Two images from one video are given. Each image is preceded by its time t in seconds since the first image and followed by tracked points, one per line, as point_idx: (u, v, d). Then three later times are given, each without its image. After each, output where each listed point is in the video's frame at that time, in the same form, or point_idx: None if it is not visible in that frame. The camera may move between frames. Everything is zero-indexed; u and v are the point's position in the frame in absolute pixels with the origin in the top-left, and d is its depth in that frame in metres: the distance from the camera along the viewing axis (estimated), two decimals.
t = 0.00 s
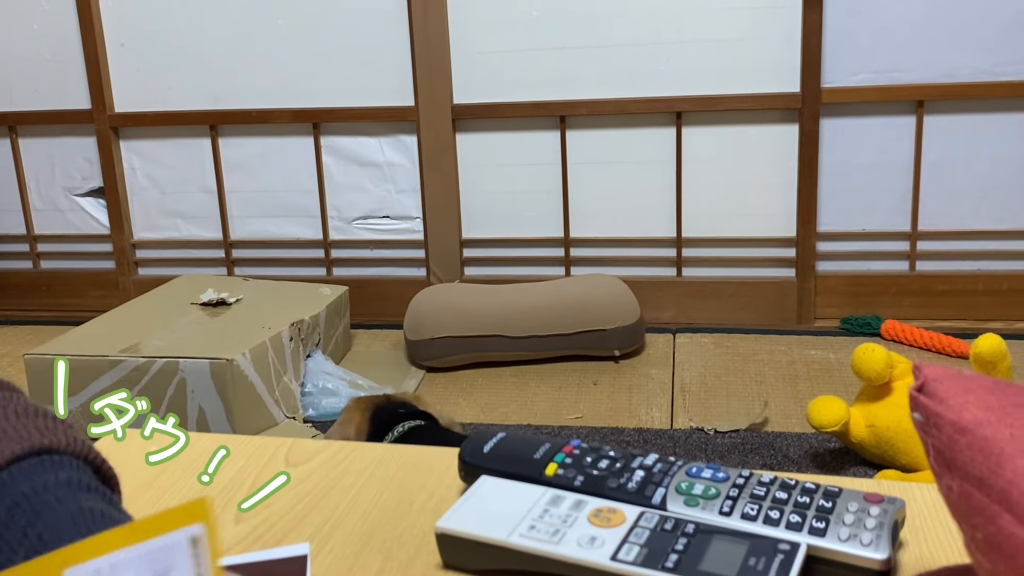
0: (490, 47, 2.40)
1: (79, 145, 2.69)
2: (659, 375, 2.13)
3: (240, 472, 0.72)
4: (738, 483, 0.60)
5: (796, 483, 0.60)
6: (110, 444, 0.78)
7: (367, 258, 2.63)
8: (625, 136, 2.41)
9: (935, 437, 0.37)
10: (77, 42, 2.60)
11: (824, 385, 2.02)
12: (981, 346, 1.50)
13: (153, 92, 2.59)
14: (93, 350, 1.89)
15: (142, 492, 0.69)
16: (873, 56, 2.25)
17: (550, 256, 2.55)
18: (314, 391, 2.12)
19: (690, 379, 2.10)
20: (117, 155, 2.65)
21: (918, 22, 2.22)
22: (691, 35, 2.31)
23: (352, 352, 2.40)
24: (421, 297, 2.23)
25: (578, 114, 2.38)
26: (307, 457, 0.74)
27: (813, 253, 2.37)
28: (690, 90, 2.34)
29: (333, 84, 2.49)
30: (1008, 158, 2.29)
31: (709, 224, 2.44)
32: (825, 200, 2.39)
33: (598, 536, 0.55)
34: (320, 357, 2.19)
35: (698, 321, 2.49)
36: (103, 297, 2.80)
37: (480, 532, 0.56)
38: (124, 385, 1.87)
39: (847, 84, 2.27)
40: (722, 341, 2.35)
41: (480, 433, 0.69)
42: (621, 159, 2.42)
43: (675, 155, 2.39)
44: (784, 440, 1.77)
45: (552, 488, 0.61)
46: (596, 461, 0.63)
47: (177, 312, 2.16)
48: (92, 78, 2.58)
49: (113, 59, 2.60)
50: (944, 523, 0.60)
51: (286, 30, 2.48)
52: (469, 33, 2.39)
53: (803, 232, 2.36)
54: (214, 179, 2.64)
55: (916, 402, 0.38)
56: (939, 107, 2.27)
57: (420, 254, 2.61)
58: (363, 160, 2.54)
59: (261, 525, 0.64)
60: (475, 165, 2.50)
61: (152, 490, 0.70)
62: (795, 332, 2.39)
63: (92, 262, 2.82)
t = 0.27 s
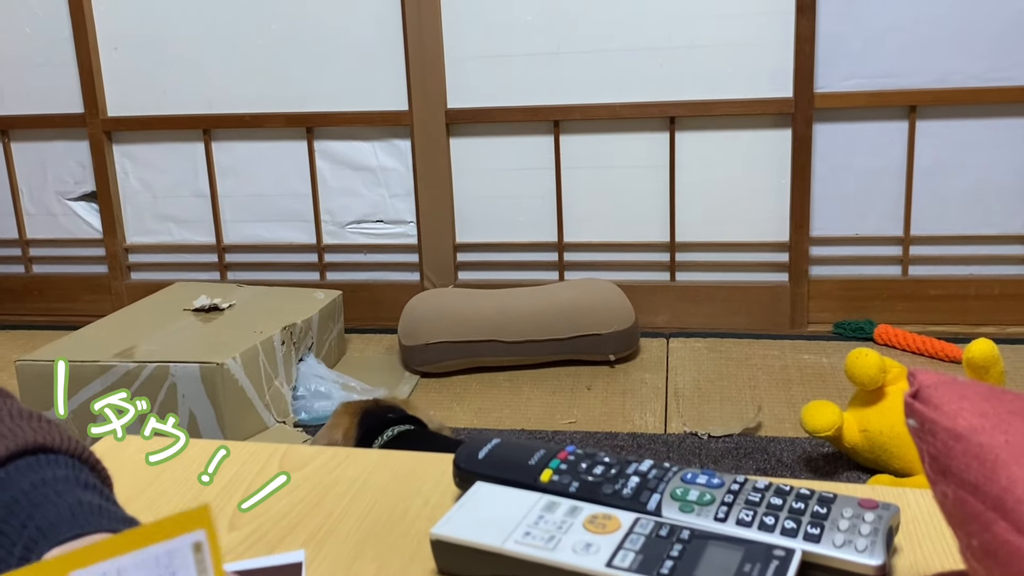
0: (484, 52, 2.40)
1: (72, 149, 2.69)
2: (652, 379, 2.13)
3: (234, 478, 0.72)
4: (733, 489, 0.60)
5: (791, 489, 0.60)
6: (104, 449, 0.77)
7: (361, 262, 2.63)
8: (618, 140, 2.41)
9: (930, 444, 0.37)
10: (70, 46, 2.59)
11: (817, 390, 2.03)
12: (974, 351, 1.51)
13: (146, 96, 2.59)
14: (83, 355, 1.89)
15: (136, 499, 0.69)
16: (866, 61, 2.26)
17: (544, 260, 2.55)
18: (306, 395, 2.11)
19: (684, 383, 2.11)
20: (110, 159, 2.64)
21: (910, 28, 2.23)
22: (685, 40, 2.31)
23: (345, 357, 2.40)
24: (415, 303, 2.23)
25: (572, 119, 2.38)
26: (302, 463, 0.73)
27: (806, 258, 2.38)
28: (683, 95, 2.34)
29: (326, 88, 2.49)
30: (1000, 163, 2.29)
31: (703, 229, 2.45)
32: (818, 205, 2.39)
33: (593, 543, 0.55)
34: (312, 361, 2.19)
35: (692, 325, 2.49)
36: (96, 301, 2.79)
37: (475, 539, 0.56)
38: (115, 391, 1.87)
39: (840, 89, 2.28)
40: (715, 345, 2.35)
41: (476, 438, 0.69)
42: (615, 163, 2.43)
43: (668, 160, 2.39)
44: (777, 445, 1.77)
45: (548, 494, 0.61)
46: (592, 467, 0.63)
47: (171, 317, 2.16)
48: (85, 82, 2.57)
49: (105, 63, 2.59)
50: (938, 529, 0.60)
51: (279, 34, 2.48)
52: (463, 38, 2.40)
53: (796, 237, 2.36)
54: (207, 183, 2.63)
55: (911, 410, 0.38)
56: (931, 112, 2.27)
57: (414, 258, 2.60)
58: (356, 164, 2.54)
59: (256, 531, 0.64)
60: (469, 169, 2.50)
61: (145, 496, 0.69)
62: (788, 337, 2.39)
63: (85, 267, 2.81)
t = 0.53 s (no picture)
0: (477, 57, 2.40)
1: (63, 153, 2.68)
2: (645, 384, 2.13)
3: (226, 485, 0.71)
4: (728, 496, 0.60)
5: (785, 496, 0.60)
6: (94, 455, 0.77)
7: (353, 267, 2.62)
8: (611, 145, 2.41)
9: (925, 451, 0.37)
10: (61, 49, 2.58)
11: (809, 395, 2.03)
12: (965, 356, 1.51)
13: (137, 99, 2.58)
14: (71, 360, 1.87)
15: (128, 505, 0.69)
16: (857, 67, 2.26)
17: (536, 265, 2.55)
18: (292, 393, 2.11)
19: (677, 388, 2.11)
20: (101, 163, 2.63)
21: (902, 33, 2.24)
22: (677, 45, 2.32)
23: (335, 358, 2.40)
24: (408, 307, 2.23)
25: (565, 124, 2.39)
26: (295, 470, 0.73)
27: (798, 263, 2.39)
28: (676, 101, 2.34)
29: (319, 92, 2.49)
30: (991, 169, 2.30)
31: (695, 234, 2.45)
32: (810, 210, 2.40)
33: (588, 550, 0.54)
34: (299, 358, 2.19)
35: (684, 330, 2.49)
36: (86, 306, 2.78)
37: (469, 547, 0.56)
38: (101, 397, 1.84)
39: (832, 94, 2.28)
40: (708, 350, 2.35)
41: (470, 445, 0.69)
42: (607, 168, 2.43)
43: (661, 165, 2.40)
44: (770, 450, 1.77)
45: (542, 501, 0.61)
46: (586, 474, 0.63)
47: (159, 321, 2.15)
48: (76, 86, 2.57)
49: (96, 66, 2.59)
50: (933, 536, 0.60)
51: (271, 38, 2.48)
52: (457, 43, 2.40)
53: (788, 242, 2.37)
54: (199, 187, 2.63)
55: (906, 416, 0.38)
56: (922, 117, 2.28)
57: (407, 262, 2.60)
58: (349, 168, 2.53)
59: (249, 538, 0.64)
60: (462, 174, 2.50)
61: (136, 503, 0.69)
62: (781, 342, 2.39)
63: (76, 271, 2.80)
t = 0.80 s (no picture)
0: (468, 60, 2.40)
1: (51, 156, 2.66)
2: (635, 389, 2.13)
3: (215, 491, 0.71)
4: (720, 501, 0.60)
5: (778, 501, 0.60)
6: (82, 461, 0.76)
7: (343, 271, 2.62)
8: (601, 149, 2.41)
9: (918, 455, 0.37)
10: (50, 52, 2.57)
11: (799, 399, 2.03)
12: (955, 361, 1.51)
13: (126, 103, 2.57)
14: (59, 366, 1.85)
15: (116, 511, 0.68)
16: (847, 72, 2.27)
17: (527, 269, 2.55)
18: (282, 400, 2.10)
19: (667, 393, 2.10)
20: (90, 166, 2.62)
21: (891, 38, 2.25)
22: (668, 50, 2.32)
23: (326, 364, 2.39)
24: (398, 311, 2.22)
25: (556, 128, 2.39)
26: (284, 475, 0.73)
27: (788, 267, 2.39)
28: (666, 105, 2.35)
29: (309, 96, 2.48)
30: (980, 174, 2.31)
31: (686, 238, 2.45)
32: (799, 215, 2.40)
33: (580, 556, 0.54)
34: (289, 363, 2.18)
35: (675, 334, 2.49)
36: (74, 310, 2.76)
37: (459, 552, 0.56)
38: (90, 403, 1.83)
39: (821, 99, 2.29)
40: (698, 354, 2.35)
41: (461, 450, 0.69)
42: (597, 171, 2.43)
43: (651, 169, 2.40)
44: (761, 454, 1.77)
45: (534, 506, 0.61)
46: (577, 479, 0.63)
47: (148, 326, 2.14)
48: (64, 89, 2.55)
49: (85, 69, 2.57)
50: (924, 541, 0.60)
51: (262, 41, 2.47)
52: (447, 46, 2.40)
53: (778, 246, 2.37)
54: (188, 191, 2.62)
55: (899, 421, 0.38)
56: (911, 122, 2.29)
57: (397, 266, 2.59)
58: (339, 172, 2.53)
59: (238, 544, 0.63)
60: (452, 178, 2.49)
61: (124, 509, 0.68)
62: (771, 346, 2.40)
63: (64, 275, 2.78)
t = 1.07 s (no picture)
0: (456, 64, 2.40)
1: (37, 159, 2.65)
2: (623, 393, 2.13)
3: (203, 496, 0.70)
4: (709, 507, 0.60)
5: (767, 506, 0.60)
6: (69, 466, 0.76)
7: (331, 275, 2.61)
8: (589, 153, 2.42)
9: (911, 449, 0.37)
10: (36, 54, 2.56)
11: (786, 403, 2.04)
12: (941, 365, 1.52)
13: (113, 105, 2.56)
14: (44, 370, 1.84)
15: (103, 517, 0.67)
16: (834, 77, 2.28)
17: (515, 273, 2.55)
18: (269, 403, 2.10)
19: (655, 397, 2.11)
20: (76, 169, 2.61)
21: (878, 44, 2.26)
22: (656, 55, 2.33)
23: (313, 368, 2.39)
24: (387, 315, 2.22)
25: (544, 132, 2.39)
26: (272, 481, 0.72)
27: (775, 271, 2.40)
28: (654, 110, 2.35)
29: (297, 99, 2.48)
30: (966, 180, 2.32)
31: (674, 242, 2.45)
32: (786, 220, 2.41)
33: (569, 561, 0.54)
34: (276, 368, 2.18)
35: (663, 338, 2.49)
36: (60, 313, 2.74)
37: (448, 558, 0.55)
38: (75, 408, 1.82)
39: (809, 104, 2.30)
40: (686, 358, 2.36)
41: (450, 455, 0.68)
42: (586, 175, 2.43)
43: (639, 174, 2.41)
44: (748, 458, 1.78)
45: (523, 512, 0.60)
46: (567, 484, 0.63)
47: (133, 329, 2.12)
48: (51, 92, 2.54)
49: (72, 72, 2.56)
50: (912, 547, 0.60)
51: (250, 45, 2.47)
52: (436, 50, 2.40)
53: (765, 251, 2.38)
54: (175, 194, 2.60)
55: (892, 416, 0.38)
56: (898, 127, 2.30)
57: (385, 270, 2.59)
58: (327, 175, 2.52)
59: (226, 550, 0.63)
60: (440, 182, 2.49)
61: (111, 514, 0.68)
62: (758, 350, 2.40)
63: (49, 278, 2.76)
